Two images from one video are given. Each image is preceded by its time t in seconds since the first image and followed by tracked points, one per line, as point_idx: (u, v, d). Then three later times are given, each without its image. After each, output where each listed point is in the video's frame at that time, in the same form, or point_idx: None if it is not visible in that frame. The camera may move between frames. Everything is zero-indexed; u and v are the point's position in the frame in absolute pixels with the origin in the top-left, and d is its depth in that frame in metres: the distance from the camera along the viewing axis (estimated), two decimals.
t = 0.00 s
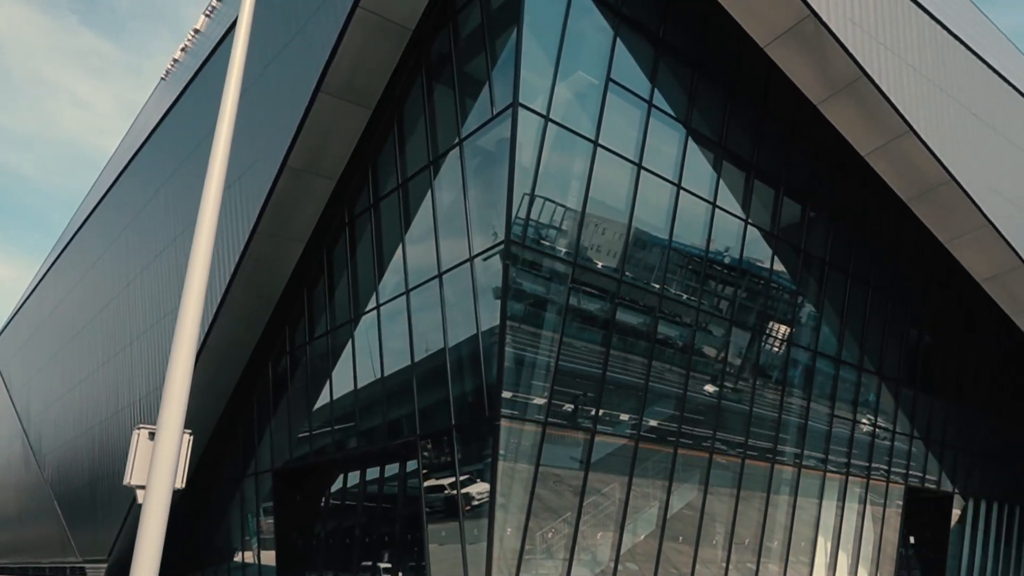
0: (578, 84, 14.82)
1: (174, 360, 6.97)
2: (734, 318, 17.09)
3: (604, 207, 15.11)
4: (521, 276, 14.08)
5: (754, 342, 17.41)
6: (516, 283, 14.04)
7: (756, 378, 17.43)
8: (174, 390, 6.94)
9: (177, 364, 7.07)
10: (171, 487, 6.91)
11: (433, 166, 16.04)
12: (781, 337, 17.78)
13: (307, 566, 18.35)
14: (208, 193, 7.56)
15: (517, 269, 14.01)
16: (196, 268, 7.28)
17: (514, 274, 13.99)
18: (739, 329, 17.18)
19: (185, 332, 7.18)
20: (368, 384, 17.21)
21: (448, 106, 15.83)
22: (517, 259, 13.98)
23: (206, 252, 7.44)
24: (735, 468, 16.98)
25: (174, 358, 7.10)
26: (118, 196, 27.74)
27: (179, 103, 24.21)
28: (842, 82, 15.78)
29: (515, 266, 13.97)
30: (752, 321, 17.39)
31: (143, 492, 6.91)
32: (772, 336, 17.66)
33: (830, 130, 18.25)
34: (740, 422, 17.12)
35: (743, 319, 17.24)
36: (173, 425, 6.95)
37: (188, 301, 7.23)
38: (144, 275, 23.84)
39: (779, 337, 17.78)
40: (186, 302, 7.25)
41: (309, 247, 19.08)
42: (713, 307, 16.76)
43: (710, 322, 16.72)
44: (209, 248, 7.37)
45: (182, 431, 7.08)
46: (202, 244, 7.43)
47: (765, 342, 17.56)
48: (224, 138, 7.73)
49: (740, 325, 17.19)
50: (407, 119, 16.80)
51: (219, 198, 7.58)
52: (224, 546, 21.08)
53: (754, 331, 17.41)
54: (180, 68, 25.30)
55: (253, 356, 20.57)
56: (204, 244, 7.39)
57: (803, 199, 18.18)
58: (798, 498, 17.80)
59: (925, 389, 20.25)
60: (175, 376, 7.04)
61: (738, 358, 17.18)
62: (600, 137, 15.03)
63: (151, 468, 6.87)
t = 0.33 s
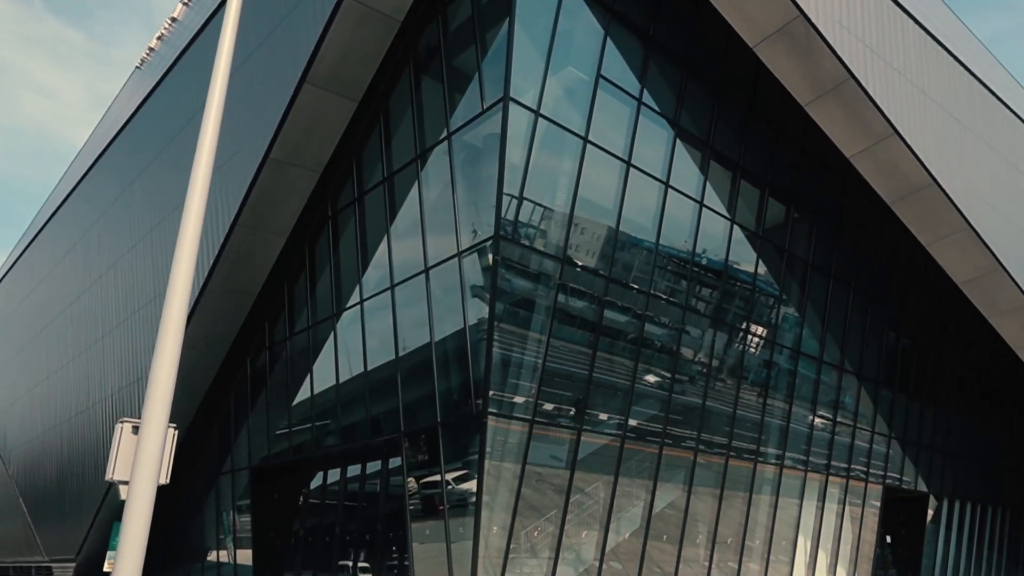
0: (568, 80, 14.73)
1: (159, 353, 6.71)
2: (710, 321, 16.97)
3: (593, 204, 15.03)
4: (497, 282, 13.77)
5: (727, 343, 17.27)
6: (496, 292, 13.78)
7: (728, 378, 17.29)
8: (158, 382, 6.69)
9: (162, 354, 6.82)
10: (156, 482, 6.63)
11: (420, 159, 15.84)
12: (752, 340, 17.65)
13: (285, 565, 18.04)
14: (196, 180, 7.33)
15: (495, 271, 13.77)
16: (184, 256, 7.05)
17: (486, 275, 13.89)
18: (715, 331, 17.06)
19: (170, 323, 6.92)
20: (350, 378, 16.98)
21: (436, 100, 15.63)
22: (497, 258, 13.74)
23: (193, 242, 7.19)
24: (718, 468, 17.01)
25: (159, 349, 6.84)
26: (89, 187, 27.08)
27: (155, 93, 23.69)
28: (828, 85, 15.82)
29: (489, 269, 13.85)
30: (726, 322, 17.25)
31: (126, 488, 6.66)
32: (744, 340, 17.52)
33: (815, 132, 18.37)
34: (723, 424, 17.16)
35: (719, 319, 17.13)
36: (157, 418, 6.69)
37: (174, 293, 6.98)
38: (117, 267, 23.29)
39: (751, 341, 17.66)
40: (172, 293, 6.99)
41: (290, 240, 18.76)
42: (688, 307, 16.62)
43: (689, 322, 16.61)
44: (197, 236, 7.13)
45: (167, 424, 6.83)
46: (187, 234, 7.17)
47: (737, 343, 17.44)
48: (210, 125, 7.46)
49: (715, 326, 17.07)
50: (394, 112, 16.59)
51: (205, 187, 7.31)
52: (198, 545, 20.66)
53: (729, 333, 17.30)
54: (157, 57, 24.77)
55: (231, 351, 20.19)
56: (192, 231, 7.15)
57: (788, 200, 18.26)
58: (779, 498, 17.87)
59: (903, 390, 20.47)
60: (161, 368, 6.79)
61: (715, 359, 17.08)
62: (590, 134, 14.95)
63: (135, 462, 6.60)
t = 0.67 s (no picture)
0: (559, 75, 14.58)
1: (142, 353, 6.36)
2: (686, 321, 16.73)
3: (583, 202, 14.91)
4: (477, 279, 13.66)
5: (706, 344, 17.10)
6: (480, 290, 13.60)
7: (704, 378, 17.12)
8: (142, 381, 6.36)
9: (146, 353, 6.47)
10: (140, 481, 6.33)
11: (407, 153, 15.57)
12: (721, 339, 17.39)
13: (263, 566, 17.68)
14: (183, 163, 6.95)
15: (473, 268, 13.73)
16: (170, 244, 6.70)
17: (464, 274, 13.86)
18: (689, 332, 16.85)
19: (154, 320, 6.57)
20: (333, 373, 16.71)
21: (424, 93, 15.38)
22: (474, 255, 13.71)
23: (179, 234, 6.82)
24: (704, 469, 16.98)
25: (142, 347, 6.50)
26: (58, 178, 26.31)
27: (129, 82, 23.04)
28: (816, 87, 15.82)
29: (467, 267, 13.84)
30: (710, 322, 17.18)
31: (109, 487, 6.36)
32: (720, 339, 17.35)
33: (802, 134, 18.42)
34: (708, 426, 17.13)
35: (703, 319, 17.05)
36: (140, 414, 6.35)
37: (158, 289, 6.62)
38: (88, 261, 22.63)
39: (731, 341, 17.55)
40: (156, 289, 6.62)
41: (271, 234, 18.38)
42: (674, 306, 16.53)
43: (676, 322, 16.56)
44: (184, 222, 6.77)
45: (150, 423, 6.52)
46: (174, 222, 6.80)
47: (714, 343, 17.26)
48: (199, 114, 7.02)
49: (690, 325, 16.83)
50: (381, 105, 16.33)
51: (192, 179, 6.91)
52: (172, 545, 20.21)
53: (705, 335, 17.09)
54: (130, 45, 24.11)
55: (208, 347, 19.74)
56: (178, 218, 6.80)
57: (774, 201, 18.30)
58: (762, 498, 17.90)
59: (882, 392, 20.63)
60: (145, 361, 6.46)
61: (689, 360, 16.86)
62: (581, 131, 14.82)
63: (117, 459, 6.29)
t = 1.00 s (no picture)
0: (553, 74, 14.49)
1: (134, 349, 6.14)
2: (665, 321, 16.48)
3: (576, 201, 14.83)
4: (457, 279, 13.69)
5: (696, 344, 17.11)
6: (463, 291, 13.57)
7: (691, 379, 17.02)
8: (133, 378, 6.13)
9: (138, 350, 6.26)
10: (131, 483, 6.11)
11: (398, 150, 15.39)
12: (703, 342, 17.24)
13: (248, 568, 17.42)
14: (176, 153, 6.74)
15: (453, 268, 13.76)
16: (163, 236, 6.49)
17: (445, 274, 13.88)
18: (671, 333, 16.64)
19: (145, 316, 6.35)
20: (320, 368, 16.56)
21: (416, 90, 15.19)
22: (455, 255, 13.75)
23: (171, 229, 6.60)
24: (693, 470, 16.98)
25: (133, 344, 6.28)
26: (33, 173, 25.70)
27: (107, 77, 22.55)
28: (807, 89, 15.87)
29: (449, 267, 13.85)
30: (700, 323, 17.18)
31: (99, 488, 6.14)
32: (710, 340, 17.36)
33: (790, 136, 18.49)
34: (697, 427, 17.10)
35: (693, 319, 17.05)
36: (131, 413, 6.13)
37: (150, 286, 6.41)
38: (65, 258, 22.11)
39: (720, 342, 17.57)
40: (148, 285, 6.41)
41: (257, 231, 18.09)
42: (665, 306, 16.50)
43: (667, 322, 16.53)
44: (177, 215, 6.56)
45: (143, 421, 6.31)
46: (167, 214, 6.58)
47: (704, 344, 17.27)
48: (191, 106, 6.82)
49: (676, 324, 16.72)
50: (371, 101, 16.14)
51: (184, 173, 6.71)
52: (153, 547, 19.84)
53: (688, 337, 16.93)
54: (108, 39, 23.59)
55: (190, 346, 19.38)
56: (172, 211, 6.58)
57: (762, 203, 18.36)
58: (749, 499, 17.95)
59: (867, 392, 20.79)
60: (138, 358, 6.25)
61: (671, 360, 16.66)
62: (574, 130, 14.74)
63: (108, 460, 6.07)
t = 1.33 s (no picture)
0: (552, 74, 14.43)
1: (135, 350, 5.98)
2: (656, 322, 16.40)
3: (575, 202, 14.80)
4: (443, 280, 13.80)
5: (692, 346, 17.14)
6: (451, 292, 13.65)
7: (686, 381, 17.06)
8: (134, 380, 5.98)
9: (138, 351, 6.11)
10: (132, 486, 5.96)
11: (395, 148, 15.24)
12: (692, 343, 17.12)
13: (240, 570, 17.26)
14: (177, 151, 6.58)
15: (439, 268, 13.86)
16: (164, 235, 6.34)
17: (431, 274, 14.01)
18: (663, 334, 16.57)
19: (147, 316, 6.20)
20: (313, 367, 16.40)
21: (414, 88, 15.06)
22: (441, 256, 13.86)
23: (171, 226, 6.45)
24: (688, 472, 17.01)
25: (134, 345, 6.13)
26: (17, 170, 25.24)
27: (95, 72, 22.16)
28: (803, 93, 15.92)
29: (435, 267, 13.96)
30: (695, 324, 17.20)
31: (99, 492, 5.97)
32: (705, 342, 17.40)
33: (785, 138, 18.57)
34: (692, 429, 17.13)
35: (689, 321, 17.07)
36: (132, 417, 5.98)
37: (152, 285, 6.25)
38: (51, 257, 21.72)
39: (715, 343, 17.61)
40: (149, 284, 6.26)
41: (250, 229, 17.88)
42: (662, 307, 16.51)
43: (663, 323, 16.55)
44: (177, 213, 6.42)
45: (143, 423, 6.15)
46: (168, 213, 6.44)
47: (699, 346, 17.29)
48: (193, 101, 6.67)
49: (672, 326, 16.73)
50: (369, 99, 16.00)
51: (186, 169, 6.55)
52: (140, 548, 19.58)
53: (680, 338, 16.88)
54: (95, 33, 23.19)
55: (180, 346, 19.11)
56: (173, 208, 6.45)
57: (757, 205, 18.42)
58: (742, 500, 18.02)
59: (857, 394, 20.93)
60: (138, 361, 6.09)
61: (659, 362, 16.52)
62: (573, 130, 14.70)
63: (109, 464, 5.92)
